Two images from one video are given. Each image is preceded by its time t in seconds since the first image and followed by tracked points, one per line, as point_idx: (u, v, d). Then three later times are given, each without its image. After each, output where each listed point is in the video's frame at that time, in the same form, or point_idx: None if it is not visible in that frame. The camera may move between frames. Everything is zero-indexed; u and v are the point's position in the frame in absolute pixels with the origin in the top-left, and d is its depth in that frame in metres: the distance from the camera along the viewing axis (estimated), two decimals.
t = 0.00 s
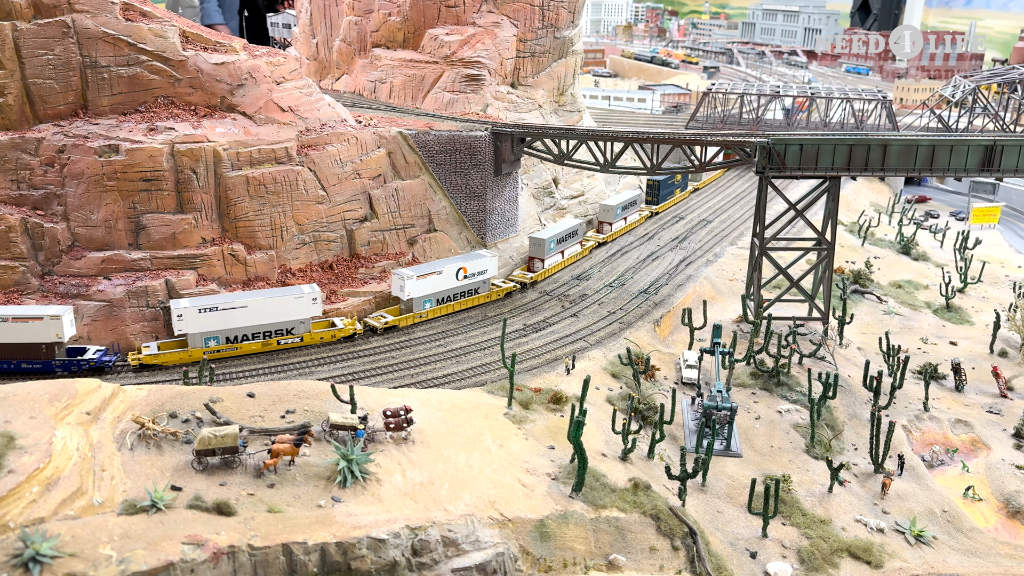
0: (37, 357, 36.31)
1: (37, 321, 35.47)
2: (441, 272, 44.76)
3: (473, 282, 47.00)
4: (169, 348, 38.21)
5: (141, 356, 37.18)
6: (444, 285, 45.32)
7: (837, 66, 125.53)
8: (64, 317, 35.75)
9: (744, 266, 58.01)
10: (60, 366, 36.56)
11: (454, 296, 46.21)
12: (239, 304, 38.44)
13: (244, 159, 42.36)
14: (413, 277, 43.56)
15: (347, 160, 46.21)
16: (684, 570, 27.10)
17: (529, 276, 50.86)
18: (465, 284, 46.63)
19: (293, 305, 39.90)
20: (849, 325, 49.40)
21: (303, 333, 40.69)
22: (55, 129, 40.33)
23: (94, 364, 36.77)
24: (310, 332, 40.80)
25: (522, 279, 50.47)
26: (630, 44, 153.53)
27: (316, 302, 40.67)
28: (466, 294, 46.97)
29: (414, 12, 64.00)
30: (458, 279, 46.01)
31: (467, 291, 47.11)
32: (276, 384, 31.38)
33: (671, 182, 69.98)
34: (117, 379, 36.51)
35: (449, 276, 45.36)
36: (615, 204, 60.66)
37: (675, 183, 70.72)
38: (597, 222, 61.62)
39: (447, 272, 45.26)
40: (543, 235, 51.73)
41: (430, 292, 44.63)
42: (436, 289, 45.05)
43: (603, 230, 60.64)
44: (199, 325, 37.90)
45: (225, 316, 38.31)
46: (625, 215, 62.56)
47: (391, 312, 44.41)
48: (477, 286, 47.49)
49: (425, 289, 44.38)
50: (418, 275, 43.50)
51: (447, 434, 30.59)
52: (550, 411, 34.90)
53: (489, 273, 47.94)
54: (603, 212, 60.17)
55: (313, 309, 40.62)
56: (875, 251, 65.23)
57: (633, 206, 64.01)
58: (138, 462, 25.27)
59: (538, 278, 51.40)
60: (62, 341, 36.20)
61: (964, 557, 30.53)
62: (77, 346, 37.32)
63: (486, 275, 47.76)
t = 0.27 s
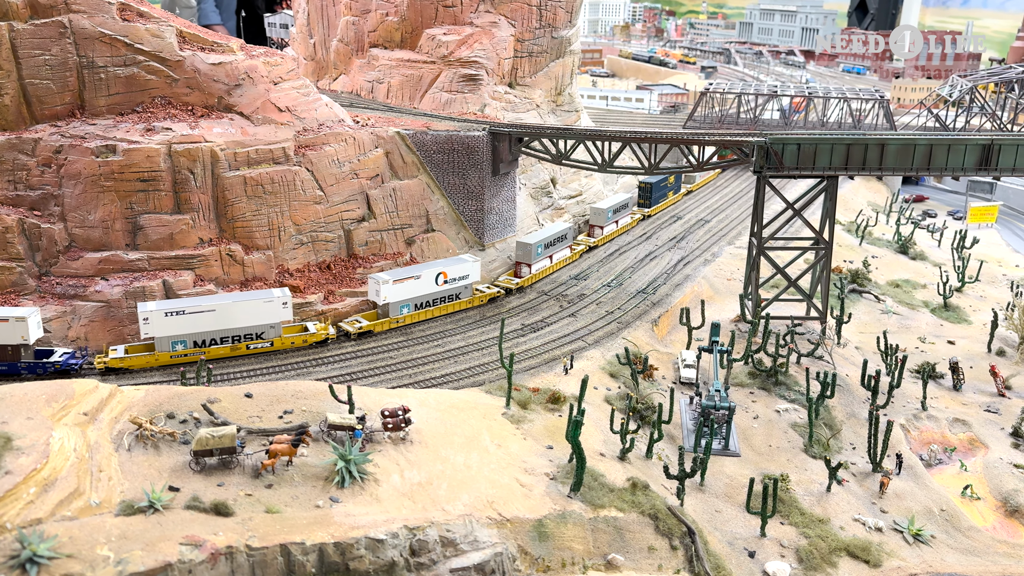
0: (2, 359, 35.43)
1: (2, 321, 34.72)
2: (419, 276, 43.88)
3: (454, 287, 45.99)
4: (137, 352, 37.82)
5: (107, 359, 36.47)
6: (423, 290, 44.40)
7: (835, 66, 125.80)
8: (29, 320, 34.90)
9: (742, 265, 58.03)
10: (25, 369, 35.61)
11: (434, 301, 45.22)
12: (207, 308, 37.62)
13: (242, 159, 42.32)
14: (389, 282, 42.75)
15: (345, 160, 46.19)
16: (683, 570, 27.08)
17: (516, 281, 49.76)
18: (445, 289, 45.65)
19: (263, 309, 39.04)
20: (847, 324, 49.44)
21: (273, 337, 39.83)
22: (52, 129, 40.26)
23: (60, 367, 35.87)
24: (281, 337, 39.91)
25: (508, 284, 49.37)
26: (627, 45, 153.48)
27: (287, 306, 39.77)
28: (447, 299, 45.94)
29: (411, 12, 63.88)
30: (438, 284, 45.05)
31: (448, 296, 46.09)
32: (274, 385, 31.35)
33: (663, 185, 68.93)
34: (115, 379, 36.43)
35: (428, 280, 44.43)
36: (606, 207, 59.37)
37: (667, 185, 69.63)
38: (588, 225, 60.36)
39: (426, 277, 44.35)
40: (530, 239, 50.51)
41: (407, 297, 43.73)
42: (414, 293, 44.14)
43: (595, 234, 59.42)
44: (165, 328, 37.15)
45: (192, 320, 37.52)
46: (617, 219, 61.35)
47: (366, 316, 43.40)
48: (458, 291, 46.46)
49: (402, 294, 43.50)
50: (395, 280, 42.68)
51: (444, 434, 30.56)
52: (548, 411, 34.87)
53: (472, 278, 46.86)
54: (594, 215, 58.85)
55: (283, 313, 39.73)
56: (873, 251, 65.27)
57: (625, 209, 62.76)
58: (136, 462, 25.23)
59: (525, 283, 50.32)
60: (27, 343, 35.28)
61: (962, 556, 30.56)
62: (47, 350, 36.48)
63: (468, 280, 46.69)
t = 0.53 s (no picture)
0: None
1: None
2: (397, 281, 43.09)
3: (433, 292, 45.21)
4: (104, 355, 37.56)
5: (73, 362, 36.07)
6: (401, 295, 43.60)
7: (833, 65, 125.99)
8: None
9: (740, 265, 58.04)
10: None
11: (412, 306, 44.46)
12: (174, 312, 37.09)
13: (240, 159, 42.27)
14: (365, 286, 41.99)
15: (343, 160, 46.16)
16: (681, 569, 27.06)
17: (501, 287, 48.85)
18: (424, 294, 44.90)
19: (233, 313, 38.45)
20: (845, 324, 49.47)
21: (243, 342, 39.23)
22: (50, 130, 40.20)
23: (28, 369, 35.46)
24: (251, 341, 39.31)
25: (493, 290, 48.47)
26: (626, 45, 153.49)
27: (257, 311, 39.16)
28: (426, 304, 45.16)
29: (409, 12, 63.80)
30: (416, 289, 44.27)
31: (428, 301, 45.33)
32: (272, 385, 31.32)
33: (656, 188, 67.95)
34: (113, 380, 36.37)
35: (406, 285, 43.64)
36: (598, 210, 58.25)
37: (661, 188, 68.69)
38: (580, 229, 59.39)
39: (404, 282, 43.56)
40: (516, 244, 49.75)
41: (384, 302, 42.94)
42: (391, 298, 43.34)
43: (586, 237, 58.43)
44: (132, 332, 36.66)
45: (159, 323, 37.00)
46: (608, 222, 60.36)
47: (341, 322, 42.85)
48: (438, 296, 45.66)
49: (379, 299, 42.73)
50: (371, 284, 41.93)
51: (443, 434, 30.52)
52: (546, 411, 34.85)
53: (452, 283, 46.08)
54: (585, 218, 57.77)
55: (253, 318, 39.13)
56: (871, 250, 65.30)
57: (617, 212, 61.77)
58: (133, 463, 25.18)
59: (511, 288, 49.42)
60: None
61: (961, 555, 30.58)
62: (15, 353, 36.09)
63: (448, 285, 45.92)
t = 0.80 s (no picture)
0: None
1: None
2: (374, 286, 42.37)
3: (413, 298, 44.42)
4: (74, 358, 36.75)
5: (41, 365, 35.66)
6: (378, 300, 42.86)
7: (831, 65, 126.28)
8: None
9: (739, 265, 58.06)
10: None
11: (391, 312, 43.62)
12: (143, 316, 36.53)
13: (238, 160, 42.25)
14: (341, 291, 41.29)
15: (342, 161, 46.17)
16: (681, 569, 27.07)
17: (486, 293, 47.99)
18: (404, 299, 44.04)
19: (203, 317, 37.82)
20: (844, 323, 49.54)
21: (214, 347, 38.60)
22: (48, 131, 40.19)
23: None
24: (222, 346, 38.73)
25: (478, 296, 47.61)
26: (624, 45, 153.58)
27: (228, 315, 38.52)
28: (407, 310, 44.38)
29: (407, 12, 63.68)
30: (395, 294, 43.50)
31: (409, 306, 44.55)
32: (271, 386, 31.31)
33: (650, 191, 67.17)
34: (112, 381, 36.35)
35: (384, 290, 42.88)
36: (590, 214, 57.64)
37: (654, 191, 67.80)
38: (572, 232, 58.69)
39: (382, 286, 42.83)
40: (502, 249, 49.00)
41: (361, 307, 42.20)
42: (368, 303, 42.59)
43: (578, 241, 57.66)
44: (101, 335, 36.13)
45: (128, 327, 36.44)
46: (600, 226, 59.58)
47: (317, 327, 42.20)
48: (418, 301, 44.85)
49: (355, 304, 41.99)
50: (347, 289, 41.24)
51: (442, 435, 30.51)
52: (545, 411, 34.87)
53: (433, 288, 45.38)
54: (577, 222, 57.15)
55: (225, 322, 38.49)
56: (869, 250, 65.36)
57: (610, 216, 61.05)
58: (132, 464, 25.17)
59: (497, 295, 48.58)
60: None
61: (960, 555, 30.61)
62: None
63: (429, 290, 45.24)
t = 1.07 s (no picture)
0: None
1: None
2: (350, 291, 41.70)
3: (392, 303, 43.59)
4: (44, 361, 36.51)
5: (9, 368, 35.41)
6: (355, 305, 42.19)
7: (829, 65, 126.40)
8: None
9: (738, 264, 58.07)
10: None
11: (369, 317, 42.93)
12: (112, 319, 36.09)
13: (237, 161, 42.23)
14: (316, 295, 40.71)
15: (341, 162, 46.17)
16: (681, 569, 27.08)
17: (469, 300, 47.11)
18: (382, 304, 43.28)
19: (173, 321, 37.26)
20: (843, 323, 49.58)
21: (185, 351, 38.11)
22: (47, 132, 40.17)
23: None
24: (192, 350, 38.18)
25: (461, 302, 46.74)
26: (623, 45, 153.54)
27: (200, 319, 37.89)
28: (386, 315, 43.62)
29: (406, 13, 63.65)
30: (373, 299, 42.80)
31: (388, 311, 43.76)
32: (270, 387, 31.31)
33: (644, 194, 66.37)
34: (111, 383, 36.34)
35: (362, 295, 42.22)
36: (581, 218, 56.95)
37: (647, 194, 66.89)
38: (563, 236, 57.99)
39: (360, 291, 42.14)
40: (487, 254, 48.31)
41: (336, 312, 41.55)
42: (345, 309, 41.93)
43: (569, 246, 56.88)
44: (70, 338, 35.82)
45: (97, 330, 36.06)
46: (593, 230, 58.80)
47: (292, 332, 41.43)
48: (398, 307, 44.01)
49: (331, 309, 41.37)
50: (321, 294, 40.64)
51: (442, 435, 30.51)
52: (545, 411, 34.88)
53: (413, 294, 44.36)
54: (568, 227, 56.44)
55: (196, 326, 37.88)
56: (868, 250, 65.39)
57: (603, 219, 60.23)
58: (132, 465, 25.15)
59: (481, 300, 47.69)
60: None
61: (960, 554, 30.62)
62: None
63: (409, 295, 44.24)
